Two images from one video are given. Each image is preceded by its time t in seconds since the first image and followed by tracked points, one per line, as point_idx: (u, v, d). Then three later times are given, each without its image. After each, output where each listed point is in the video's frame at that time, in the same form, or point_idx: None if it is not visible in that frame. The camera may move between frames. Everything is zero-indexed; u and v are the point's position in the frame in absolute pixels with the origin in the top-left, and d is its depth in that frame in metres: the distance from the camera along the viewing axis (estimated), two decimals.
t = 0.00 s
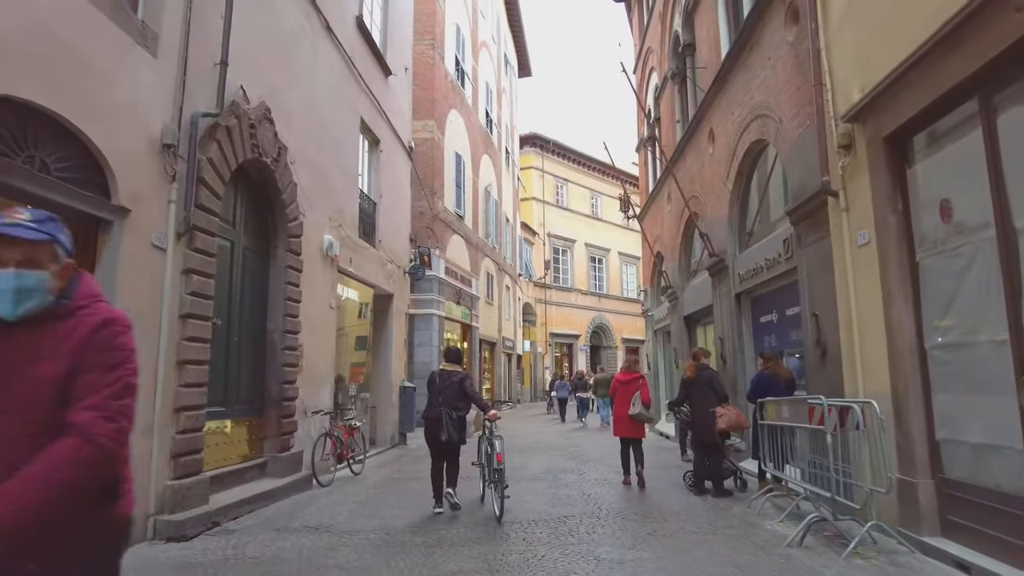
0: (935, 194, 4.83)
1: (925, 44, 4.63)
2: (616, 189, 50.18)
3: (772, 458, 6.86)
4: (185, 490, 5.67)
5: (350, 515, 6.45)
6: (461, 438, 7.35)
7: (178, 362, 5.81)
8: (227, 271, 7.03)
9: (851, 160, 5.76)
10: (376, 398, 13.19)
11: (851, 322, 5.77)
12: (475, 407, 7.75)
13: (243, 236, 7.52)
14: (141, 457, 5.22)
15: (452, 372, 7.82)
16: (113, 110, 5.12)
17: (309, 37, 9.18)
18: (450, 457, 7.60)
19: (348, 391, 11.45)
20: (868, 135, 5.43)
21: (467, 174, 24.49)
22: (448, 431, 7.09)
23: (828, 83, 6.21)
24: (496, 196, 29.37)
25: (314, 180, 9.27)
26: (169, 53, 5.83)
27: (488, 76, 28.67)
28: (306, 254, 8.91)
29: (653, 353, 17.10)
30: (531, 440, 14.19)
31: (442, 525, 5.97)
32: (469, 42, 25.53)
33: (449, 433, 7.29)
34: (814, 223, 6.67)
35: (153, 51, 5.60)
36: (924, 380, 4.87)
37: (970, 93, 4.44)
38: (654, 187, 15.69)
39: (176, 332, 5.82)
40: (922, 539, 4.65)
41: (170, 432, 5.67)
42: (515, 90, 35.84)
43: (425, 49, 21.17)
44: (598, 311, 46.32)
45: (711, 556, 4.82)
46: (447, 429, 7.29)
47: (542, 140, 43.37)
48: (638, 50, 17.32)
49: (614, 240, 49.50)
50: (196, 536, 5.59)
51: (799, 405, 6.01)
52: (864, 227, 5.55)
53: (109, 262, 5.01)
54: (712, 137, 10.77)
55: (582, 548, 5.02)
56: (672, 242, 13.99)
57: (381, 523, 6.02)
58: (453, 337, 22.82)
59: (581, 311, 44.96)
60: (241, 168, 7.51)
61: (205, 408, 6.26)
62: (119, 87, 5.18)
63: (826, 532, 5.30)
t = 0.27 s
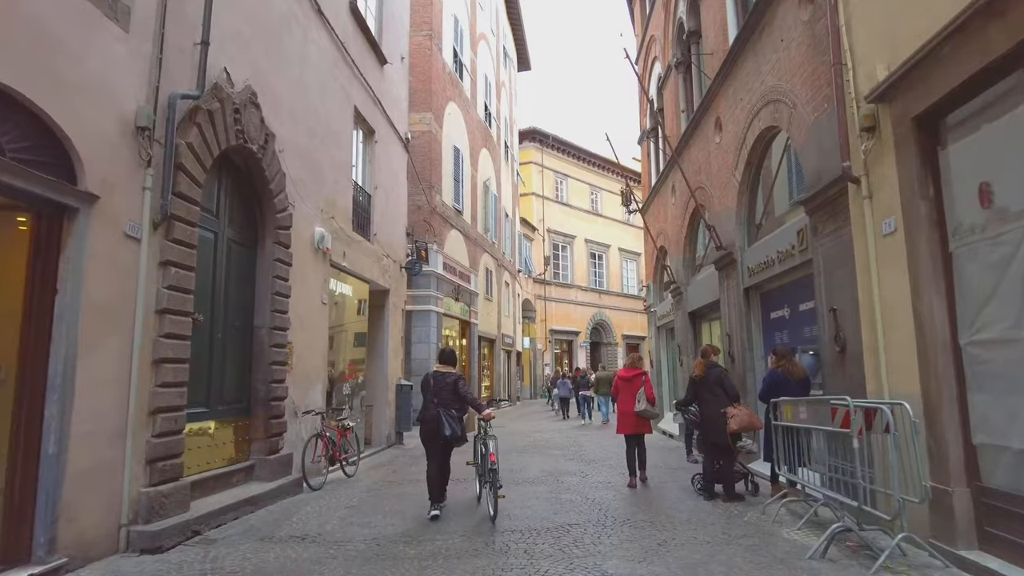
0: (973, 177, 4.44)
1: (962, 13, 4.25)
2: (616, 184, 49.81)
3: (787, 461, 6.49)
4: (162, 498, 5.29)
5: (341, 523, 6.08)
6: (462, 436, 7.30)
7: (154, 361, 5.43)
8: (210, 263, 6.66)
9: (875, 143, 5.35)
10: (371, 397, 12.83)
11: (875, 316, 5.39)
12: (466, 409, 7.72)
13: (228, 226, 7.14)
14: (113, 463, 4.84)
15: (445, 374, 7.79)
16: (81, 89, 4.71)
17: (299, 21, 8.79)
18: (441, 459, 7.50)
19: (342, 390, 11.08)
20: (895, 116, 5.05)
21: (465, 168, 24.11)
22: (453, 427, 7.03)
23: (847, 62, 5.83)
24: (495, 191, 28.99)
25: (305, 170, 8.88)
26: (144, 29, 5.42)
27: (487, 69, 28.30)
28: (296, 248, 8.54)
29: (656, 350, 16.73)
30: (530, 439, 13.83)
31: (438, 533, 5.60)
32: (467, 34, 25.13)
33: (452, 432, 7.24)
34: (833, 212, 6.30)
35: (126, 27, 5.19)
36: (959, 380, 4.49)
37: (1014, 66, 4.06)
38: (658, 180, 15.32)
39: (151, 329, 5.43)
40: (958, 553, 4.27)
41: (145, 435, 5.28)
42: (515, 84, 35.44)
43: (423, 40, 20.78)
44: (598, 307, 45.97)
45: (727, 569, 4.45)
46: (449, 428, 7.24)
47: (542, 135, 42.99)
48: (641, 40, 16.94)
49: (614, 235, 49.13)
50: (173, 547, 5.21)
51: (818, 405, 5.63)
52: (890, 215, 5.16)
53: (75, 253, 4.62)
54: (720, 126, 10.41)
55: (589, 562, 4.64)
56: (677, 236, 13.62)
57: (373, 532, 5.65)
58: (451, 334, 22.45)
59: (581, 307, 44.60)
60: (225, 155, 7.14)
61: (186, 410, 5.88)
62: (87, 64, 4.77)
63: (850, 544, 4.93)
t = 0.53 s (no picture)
0: None
1: None
2: (618, 180, 49.39)
3: (808, 461, 6.11)
4: (139, 501, 4.91)
5: (333, 527, 5.70)
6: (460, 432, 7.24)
7: (130, 353, 5.04)
8: (194, 249, 6.28)
9: (910, 119, 4.93)
10: (370, 393, 12.45)
11: (907, 306, 5.00)
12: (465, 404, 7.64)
13: (214, 212, 6.76)
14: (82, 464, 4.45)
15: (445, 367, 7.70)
16: (46, 56, 4.31)
17: None
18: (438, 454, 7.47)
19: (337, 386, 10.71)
20: (932, 88, 4.65)
21: (466, 161, 23.72)
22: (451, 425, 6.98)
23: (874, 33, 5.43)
24: (496, 185, 28.59)
25: (298, 155, 8.49)
26: None
27: (489, 61, 27.89)
28: (289, 236, 8.15)
29: (661, 346, 16.37)
30: (532, 437, 13.46)
31: (436, 539, 5.21)
32: (468, 25, 24.71)
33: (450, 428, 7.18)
34: (859, 196, 5.91)
35: None
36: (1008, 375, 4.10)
37: None
38: (664, 171, 14.92)
39: (127, 319, 5.04)
40: (1008, 564, 3.89)
41: (121, 433, 4.90)
42: (516, 77, 35.01)
43: (423, 30, 20.38)
44: (600, 304, 45.57)
45: None
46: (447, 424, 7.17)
47: (544, 129, 42.57)
48: (646, 28, 16.53)
49: (617, 232, 48.73)
50: (150, 553, 4.82)
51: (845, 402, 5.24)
52: (926, 196, 4.76)
53: (39, 234, 4.22)
54: (731, 111, 10.03)
55: (600, 573, 4.23)
56: (684, 228, 13.26)
57: (367, 537, 5.27)
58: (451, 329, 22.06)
59: (582, 304, 44.18)
60: (211, 136, 6.76)
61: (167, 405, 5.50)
62: (54, 29, 4.37)
63: (883, 553, 4.54)
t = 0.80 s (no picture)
0: None
1: None
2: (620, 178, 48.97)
3: (830, 468, 5.71)
4: (107, 513, 4.51)
5: (319, 539, 5.30)
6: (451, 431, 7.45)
7: (98, 351, 4.64)
8: (173, 240, 5.88)
9: (948, 97, 4.51)
10: (365, 394, 12.06)
11: (944, 301, 4.60)
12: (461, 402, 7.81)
13: (196, 201, 6.36)
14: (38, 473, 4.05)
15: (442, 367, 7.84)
16: None
17: None
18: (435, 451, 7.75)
19: (330, 386, 10.31)
20: (975, 62, 4.24)
21: (466, 156, 23.34)
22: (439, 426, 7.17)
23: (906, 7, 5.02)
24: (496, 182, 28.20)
25: (288, 143, 8.09)
26: None
27: (489, 56, 27.49)
28: (278, 229, 7.76)
29: (665, 345, 15.99)
30: (533, 439, 13.06)
31: (430, 553, 4.82)
32: (468, 18, 24.31)
33: (441, 428, 7.40)
34: (886, 184, 5.52)
35: None
36: None
37: None
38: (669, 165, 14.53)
39: (95, 314, 4.64)
40: None
41: (86, 439, 4.50)
42: (517, 73, 34.63)
43: (422, 22, 19.99)
44: (601, 303, 45.17)
45: None
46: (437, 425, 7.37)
47: (545, 126, 42.17)
48: (650, 19, 16.13)
49: (618, 230, 48.32)
50: (118, 570, 4.42)
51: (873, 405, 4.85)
52: (967, 179, 4.35)
53: None
54: (741, 100, 9.64)
55: None
56: (691, 223, 12.87)
57: (354, 551, 4.87)
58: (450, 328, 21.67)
59: (583, 303, 43.77)
60: (193, 120, 6.36)
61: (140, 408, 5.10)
62: None
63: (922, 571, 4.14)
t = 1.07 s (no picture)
0: None
1: None
2: (620, 174, 48.59)
3: (852, 468, 5.33)
4: (69, 520, 4.12)
5: (304, 548, 4.90)
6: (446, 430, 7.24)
7: (60, 344, 4.25)
8: (148, 226, 5.48)
9: (992, 64, 4.12)
10: (360, 391, 11.68)
11: (985, 287, 4.21)
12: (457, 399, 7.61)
13: (175, 184, 5.97)
14: None
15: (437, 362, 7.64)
16: None
17: None
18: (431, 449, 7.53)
19: (323, 382, 9.92)
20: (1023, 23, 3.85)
21: (464, 150, 22.94)
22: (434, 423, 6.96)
23: None
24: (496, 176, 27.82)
25: (275, 127, 7.69)
26: None
27: (488, 48, 27.09)
28: (265, 217, 7.36)
29: (669, 342, 15.62)
30: (534, 438, 12.68)
31: (423, 562, 4.44)
32: (467, 9, 23.92)
33: (435, 425, 7.19)
34: (916, 164, 5.13)
35: None
36: None
37: None
38: (674, 156, 14.13)
39: (57, 303, 4.25)
40: None
41: (46, 440, 4.11)
42: (516, 67, 34.22)
43: (420, 12, 19.60)
44: (601, 300, 44.80)
45: None
46: (433, 421, 7.15)
47: (545, 121, 41.78)
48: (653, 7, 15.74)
49: (618, 226, 47.94)
50: None
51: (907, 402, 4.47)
52: (1013, 153, 3.96)
53: None
54: (751, 84, 9.24)
55: None
56: (697, 215, 12.47)
57: (340, 561, 4.49)
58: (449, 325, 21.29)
59: (583, 300, 43.37)
60: (172, 98, 5.95)
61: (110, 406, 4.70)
62: None
63: None
